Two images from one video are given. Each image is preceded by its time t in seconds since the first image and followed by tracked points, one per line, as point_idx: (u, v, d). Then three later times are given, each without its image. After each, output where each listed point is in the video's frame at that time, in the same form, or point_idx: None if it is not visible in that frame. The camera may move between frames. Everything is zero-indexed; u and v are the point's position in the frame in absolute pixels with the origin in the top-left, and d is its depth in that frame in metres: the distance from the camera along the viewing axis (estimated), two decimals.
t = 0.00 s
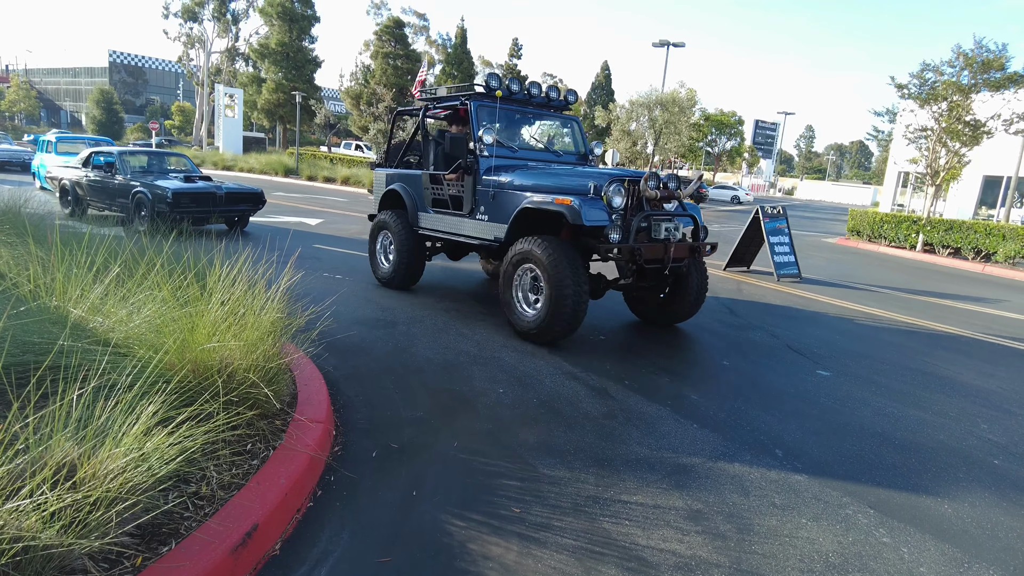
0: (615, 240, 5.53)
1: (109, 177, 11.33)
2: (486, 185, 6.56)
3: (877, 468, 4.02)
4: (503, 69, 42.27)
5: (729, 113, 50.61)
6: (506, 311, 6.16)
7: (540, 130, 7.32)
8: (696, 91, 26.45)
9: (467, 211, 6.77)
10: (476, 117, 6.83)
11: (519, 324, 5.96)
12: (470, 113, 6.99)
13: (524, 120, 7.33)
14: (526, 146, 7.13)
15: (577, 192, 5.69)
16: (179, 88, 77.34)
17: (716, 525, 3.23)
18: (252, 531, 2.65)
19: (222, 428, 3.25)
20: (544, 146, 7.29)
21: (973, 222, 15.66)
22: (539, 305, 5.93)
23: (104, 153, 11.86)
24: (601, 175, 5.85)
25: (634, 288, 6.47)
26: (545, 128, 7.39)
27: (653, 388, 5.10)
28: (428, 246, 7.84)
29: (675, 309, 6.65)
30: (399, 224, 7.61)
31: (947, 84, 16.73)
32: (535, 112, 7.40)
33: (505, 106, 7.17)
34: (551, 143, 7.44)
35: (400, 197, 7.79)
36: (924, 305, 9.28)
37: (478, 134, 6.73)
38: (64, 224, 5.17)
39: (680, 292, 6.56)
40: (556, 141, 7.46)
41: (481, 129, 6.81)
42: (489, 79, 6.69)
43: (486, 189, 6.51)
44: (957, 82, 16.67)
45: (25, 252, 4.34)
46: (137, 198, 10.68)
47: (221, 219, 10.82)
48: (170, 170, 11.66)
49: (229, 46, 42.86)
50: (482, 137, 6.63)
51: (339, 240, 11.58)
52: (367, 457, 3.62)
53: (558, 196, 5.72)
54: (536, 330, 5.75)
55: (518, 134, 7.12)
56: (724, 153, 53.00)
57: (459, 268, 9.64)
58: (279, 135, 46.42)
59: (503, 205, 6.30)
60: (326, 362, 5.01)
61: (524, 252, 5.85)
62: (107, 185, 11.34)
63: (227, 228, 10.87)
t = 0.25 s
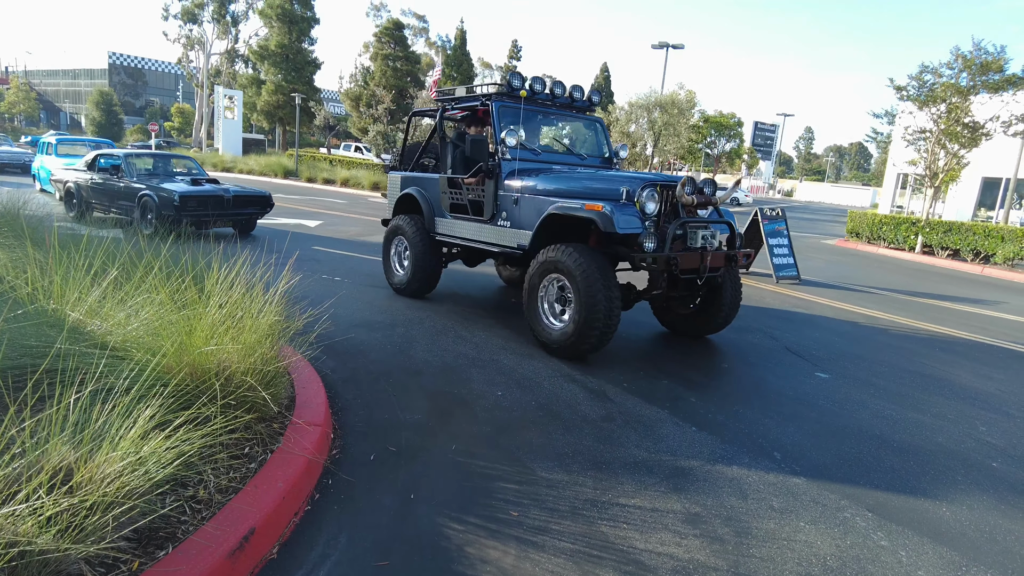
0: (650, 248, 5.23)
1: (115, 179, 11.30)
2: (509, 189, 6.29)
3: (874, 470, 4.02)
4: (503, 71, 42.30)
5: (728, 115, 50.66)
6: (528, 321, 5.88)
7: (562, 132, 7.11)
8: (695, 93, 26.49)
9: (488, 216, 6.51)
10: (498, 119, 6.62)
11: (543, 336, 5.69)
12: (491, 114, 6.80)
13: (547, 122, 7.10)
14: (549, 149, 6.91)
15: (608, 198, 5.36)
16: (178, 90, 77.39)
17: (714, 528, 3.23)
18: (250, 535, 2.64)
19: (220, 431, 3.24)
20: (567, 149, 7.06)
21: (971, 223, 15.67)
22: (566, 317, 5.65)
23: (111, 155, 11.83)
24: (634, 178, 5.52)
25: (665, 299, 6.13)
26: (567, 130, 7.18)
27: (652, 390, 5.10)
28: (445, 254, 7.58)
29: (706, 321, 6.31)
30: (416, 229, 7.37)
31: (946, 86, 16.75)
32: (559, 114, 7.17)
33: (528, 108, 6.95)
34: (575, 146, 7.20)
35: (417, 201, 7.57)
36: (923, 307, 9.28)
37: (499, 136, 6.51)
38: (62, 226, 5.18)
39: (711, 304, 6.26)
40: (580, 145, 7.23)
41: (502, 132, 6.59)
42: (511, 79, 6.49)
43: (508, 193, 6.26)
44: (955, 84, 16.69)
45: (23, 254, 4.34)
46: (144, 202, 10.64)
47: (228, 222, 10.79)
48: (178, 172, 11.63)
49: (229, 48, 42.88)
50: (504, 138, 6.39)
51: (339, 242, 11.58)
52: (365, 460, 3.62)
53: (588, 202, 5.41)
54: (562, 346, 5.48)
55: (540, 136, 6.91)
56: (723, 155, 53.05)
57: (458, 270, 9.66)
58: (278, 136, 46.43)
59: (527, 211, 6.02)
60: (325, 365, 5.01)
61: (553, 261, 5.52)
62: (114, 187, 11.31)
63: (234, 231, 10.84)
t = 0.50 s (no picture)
0: (694, 261, 4.89)
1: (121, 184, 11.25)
2: (536, 195, 5.92)
3: (872, 475, 4.03)
4: (502, 73, 42.36)
5: (727, 117, 50.73)
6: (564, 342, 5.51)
7: (591, 134, 6.76)
8: (694, 95, 26.53)
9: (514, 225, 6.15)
10: (525, 121, 6.26)
11: (582, 356, 5.31)
12: (518, 116, 6.44)
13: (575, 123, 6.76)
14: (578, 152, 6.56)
15: (650, 207, 4.97)
16: (177, 91, 77.39)
17: (713, 535, 3.24)
18: (249, 542, 2.65)
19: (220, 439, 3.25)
20: (597, 152, 6.73)
21: (970, 226, 15.70)
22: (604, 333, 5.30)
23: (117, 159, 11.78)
24: (675, 184, 5.13)
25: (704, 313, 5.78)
26: (596, 132, 6.83)
27: (651, 395, 5.11)
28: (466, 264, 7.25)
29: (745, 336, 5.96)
30: (437, 238, 7.06)
31: (944, 89, 16.79)
32: (586, 115, 6.84)
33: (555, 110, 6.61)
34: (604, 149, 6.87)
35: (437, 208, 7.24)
36: (922, 310, 9.30)
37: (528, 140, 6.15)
38: (62, 231, 5.19)
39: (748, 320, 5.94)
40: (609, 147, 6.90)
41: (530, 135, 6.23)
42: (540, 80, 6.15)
43: (536, 200, 5.89)
44: (954, 87, 16.72)
45: (22, 259, 4.35)
46: (151, 207, 10.58)
47: (237, 226, 10.75)
48: (184, 176, 11.60)
49: (229, 50, 42.89)
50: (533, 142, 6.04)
51: (338, 245, 11.59)
52: (365, 466, 3.62)
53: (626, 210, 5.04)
54: (604, 363, 5.10)
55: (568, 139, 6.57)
56: (722, 157, 53.12)
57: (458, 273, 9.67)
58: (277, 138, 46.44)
59: (557, 219, 5.65)
60: (324, 370, 5.02)
61: (587, 273, 5.20)
62: (121, 192, 11.26)
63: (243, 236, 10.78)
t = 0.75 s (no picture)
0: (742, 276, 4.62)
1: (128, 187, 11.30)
2: (568, 204, 5.69)
3: (870, 480, 4.05)
4: (501, 74, 42.41)
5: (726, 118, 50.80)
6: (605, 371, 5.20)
7: (621, 139, 6.57)
8: (693, 97, 26.57)
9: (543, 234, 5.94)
10: (555, 125, 6.07)
11: (626, 378, 4.98)
12: (548, 119, 6.27)
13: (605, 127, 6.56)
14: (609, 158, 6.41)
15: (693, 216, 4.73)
16: (177, 92, 77.40)
17: (711, 541, 3.25)
18: (250, 549, 2.66)
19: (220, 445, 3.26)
20: (627, 158, 6.55)
21: (969, 228, 15.74)
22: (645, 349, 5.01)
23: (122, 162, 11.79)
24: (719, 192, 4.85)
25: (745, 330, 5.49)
26: (627, 137, 6.64)
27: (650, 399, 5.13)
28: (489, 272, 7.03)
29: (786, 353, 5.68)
30: (459, 248, 6.81)
31: (943, 91, 16.82)
32: (617, 119, 6.64)
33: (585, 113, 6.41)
34: (634, 154, 6.69)
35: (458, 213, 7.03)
36: (920, 313, 9.32)
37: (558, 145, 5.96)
38: (63, 236, 5.21)
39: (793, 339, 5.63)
40: (638, 152, 6.71)
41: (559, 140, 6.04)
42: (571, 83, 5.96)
43: (568, 208, 5.66)
44: (953, 89, 16.75)
45: (24, 264, 4.37)
46: (158, 210, 10.62)
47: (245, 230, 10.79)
48: (191, 178, 11.62)
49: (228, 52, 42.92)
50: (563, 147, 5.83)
51: (338, 248, 11.61)
52: (365, 472, 3.64)
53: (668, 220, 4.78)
54: (653, 378, 4.74)
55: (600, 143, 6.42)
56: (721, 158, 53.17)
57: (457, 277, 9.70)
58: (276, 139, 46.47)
59: (591, 229, 5.42)
60: (324, 374, 5.04)
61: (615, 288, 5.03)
62: (128, 195, 11.30)
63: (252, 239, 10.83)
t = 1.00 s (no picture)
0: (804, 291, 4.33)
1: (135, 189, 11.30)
2: (605, 208, 5.33)
3: (869, 483, 4.06)
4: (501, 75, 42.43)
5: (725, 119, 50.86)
6: (663, 408, 4.76)
7: (658, 140, 6.20)
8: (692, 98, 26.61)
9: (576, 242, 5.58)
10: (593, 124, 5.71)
11: (686, 405, 4.56)
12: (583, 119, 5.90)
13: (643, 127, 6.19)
14: (647, 161, 5.99)
15: (751, 225, 4.36)
16: (176, 92, 77.41)
17: (709, 542, 3.27)
18: (250, 551, 2.67)
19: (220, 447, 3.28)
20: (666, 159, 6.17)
21: (968, 229, 15.76)
22: (696, 368, 4.67)
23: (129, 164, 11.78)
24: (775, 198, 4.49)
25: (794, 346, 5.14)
26: (665, 138, 6.28)
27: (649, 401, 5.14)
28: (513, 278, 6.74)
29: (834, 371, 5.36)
30: (482, 254, 6.51)
31: (942, 93, 16.83)
32: (654, 119, 6.28)
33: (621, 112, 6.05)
34: (673, 156, 6.31)
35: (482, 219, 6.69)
36: (919, 314, 9.33)
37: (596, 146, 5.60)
38: (64, 238, 5.23)
39: (840, 355, 5.32)
40: (677, 154, 6.33)
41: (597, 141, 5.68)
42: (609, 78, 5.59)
43: (605, 214, 5.31)
44: (952, 90, 16.76)
45: (24, 266, 4.38)
46: (166, 212, 10.60)
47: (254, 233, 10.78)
48: (198, 180, 11.61)
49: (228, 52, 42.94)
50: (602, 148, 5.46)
51: (338, 249, 11.63)
52: (364, 474, 3.65)
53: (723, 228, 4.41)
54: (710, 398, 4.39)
55: (637, 146, 6.02)
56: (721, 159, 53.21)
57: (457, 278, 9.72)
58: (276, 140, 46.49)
59: (630, 236, 5.07)
60: (324, 376, 5.05)
61: (652, 310, 4.80)
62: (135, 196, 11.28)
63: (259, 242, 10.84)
